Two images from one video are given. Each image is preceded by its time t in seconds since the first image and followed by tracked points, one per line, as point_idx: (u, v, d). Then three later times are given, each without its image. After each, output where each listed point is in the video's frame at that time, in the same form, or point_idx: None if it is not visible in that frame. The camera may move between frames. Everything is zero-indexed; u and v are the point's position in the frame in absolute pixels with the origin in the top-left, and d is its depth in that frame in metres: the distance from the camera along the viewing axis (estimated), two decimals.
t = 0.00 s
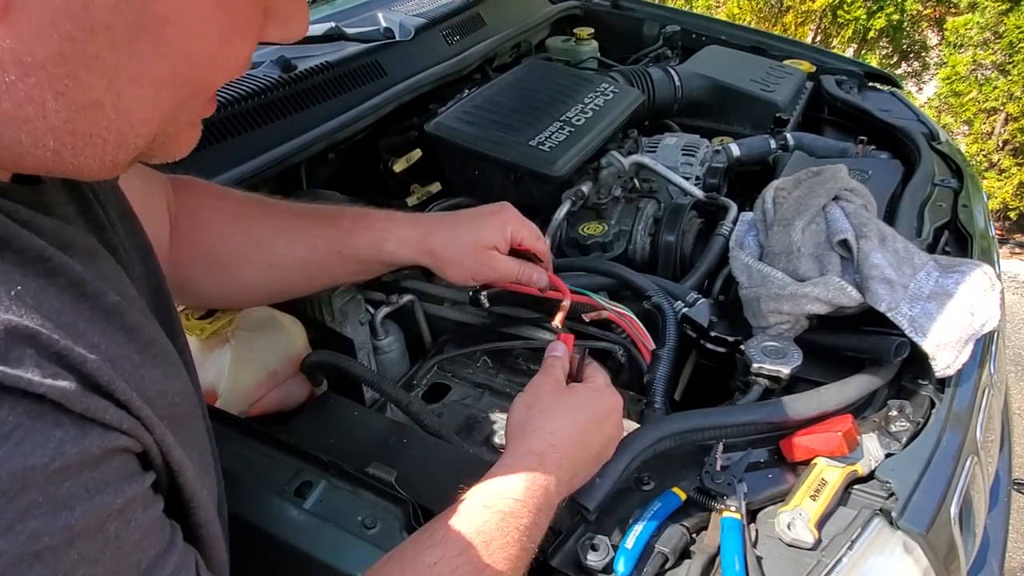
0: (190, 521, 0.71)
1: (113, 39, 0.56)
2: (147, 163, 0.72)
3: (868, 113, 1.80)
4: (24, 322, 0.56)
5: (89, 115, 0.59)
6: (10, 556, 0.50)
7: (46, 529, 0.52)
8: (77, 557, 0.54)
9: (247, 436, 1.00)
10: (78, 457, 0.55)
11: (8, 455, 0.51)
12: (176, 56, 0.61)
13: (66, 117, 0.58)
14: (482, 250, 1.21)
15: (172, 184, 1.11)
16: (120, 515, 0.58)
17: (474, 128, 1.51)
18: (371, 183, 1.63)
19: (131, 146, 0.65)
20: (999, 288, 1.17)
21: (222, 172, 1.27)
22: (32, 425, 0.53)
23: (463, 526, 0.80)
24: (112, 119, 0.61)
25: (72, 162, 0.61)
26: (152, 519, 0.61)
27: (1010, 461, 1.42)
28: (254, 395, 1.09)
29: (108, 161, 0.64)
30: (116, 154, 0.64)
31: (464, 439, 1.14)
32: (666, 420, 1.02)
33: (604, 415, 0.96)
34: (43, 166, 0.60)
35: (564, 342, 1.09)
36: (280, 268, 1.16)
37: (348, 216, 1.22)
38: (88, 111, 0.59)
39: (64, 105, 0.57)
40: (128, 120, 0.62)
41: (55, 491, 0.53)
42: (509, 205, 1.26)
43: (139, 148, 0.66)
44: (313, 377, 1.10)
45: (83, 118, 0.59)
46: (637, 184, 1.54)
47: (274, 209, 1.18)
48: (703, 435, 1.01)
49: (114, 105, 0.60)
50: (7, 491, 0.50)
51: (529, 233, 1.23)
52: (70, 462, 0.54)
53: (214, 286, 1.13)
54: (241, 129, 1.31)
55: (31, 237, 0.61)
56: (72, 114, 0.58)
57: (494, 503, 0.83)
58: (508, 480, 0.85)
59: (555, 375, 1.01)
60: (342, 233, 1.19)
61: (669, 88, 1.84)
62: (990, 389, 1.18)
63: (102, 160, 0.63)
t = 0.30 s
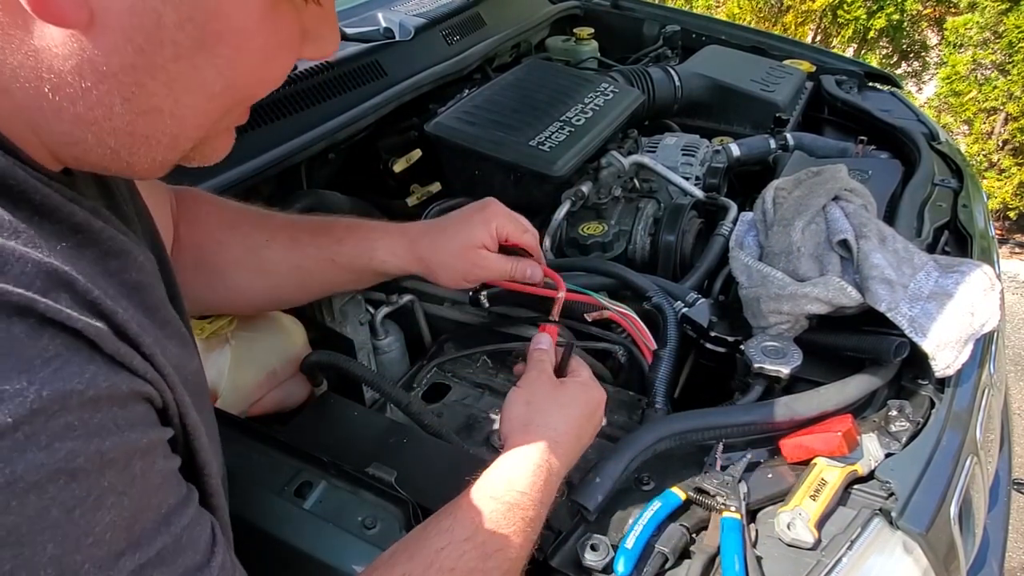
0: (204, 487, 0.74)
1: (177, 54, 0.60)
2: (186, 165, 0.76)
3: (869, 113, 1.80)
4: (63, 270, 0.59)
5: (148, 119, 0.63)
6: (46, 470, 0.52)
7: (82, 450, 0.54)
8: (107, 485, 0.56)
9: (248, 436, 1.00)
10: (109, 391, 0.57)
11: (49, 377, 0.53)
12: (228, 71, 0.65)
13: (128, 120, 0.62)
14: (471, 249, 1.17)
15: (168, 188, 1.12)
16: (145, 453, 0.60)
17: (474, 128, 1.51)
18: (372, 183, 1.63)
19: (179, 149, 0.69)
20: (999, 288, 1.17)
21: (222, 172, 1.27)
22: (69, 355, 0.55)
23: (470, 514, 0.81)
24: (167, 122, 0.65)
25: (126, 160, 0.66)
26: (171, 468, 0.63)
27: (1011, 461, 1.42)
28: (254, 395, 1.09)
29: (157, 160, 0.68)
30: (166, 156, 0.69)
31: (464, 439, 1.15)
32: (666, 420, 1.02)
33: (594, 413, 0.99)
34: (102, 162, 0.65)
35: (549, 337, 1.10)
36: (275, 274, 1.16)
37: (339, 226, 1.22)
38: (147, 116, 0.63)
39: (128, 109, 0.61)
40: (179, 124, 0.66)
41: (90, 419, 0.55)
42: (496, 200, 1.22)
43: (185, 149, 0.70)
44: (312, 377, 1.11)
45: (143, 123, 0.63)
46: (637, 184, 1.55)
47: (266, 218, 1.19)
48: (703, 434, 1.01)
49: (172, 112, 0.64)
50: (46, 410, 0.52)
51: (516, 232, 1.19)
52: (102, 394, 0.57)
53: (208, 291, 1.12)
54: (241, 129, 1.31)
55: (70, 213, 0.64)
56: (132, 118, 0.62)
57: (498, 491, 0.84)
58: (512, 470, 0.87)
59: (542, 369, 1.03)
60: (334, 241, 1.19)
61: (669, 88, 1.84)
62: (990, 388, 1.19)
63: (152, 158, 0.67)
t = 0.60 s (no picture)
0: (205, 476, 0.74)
1: (193, 46, 0.60)
2: (201, 160, 0.75)
3: (869, 113, 1.80)
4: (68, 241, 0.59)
5: (164, 110, 0.63)
6: (56, 424, 0.52)
7: (90, 406, 0.54)
8: (115, 443, 0.56)
9: (248, 437, 1.00)
10: (115, 352, 0.58)
11: (56, 334, 0.54)
12: (244, 63, 0.65)
13: (144, 109, 0.62)
14: (469, 248, 1.18)
15: (167, 188, 1.11)
16: (150, 418, 0.60)
17: (474, 127, 1.51)
18: (372, 183, 1.63)
19: (193, 141, 0.69)
20: (999, 287, 1.17)
21: (221, 172, 1.27)
22: (75, 316, 0.56)
23: (474, 500, 0.82)
24: (183, 114, 0.65)
25: (140, 152, 0.66)
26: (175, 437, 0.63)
27: (1011, 460, 1.42)
28: (254, 396, 1.09)
29: (171, 152, 0.68)
30: (180, 148, 0.68)
31: (464, 439, 1.15)
32: (667, 420, 1.02)
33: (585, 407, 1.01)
34: (117, 153, 0.65)
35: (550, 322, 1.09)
36: (275, 274, 1.16)
37: (338, 226, 1.22)
38: (164, 107, 0.63)
39: (145, 100, 0.61)
40: (194, 115, 0.66)
41: (97, 377, 0.55)
42: (494, 200, 1.22)
43: (200, 142, 0.70)
44: (312, 378, 1.11)
45: (159, 114, 0.63)
46: (637, 184, 1.55)
47: (264, 219, 1.19)
48: (703, 435, 1.01)
49: (187, 103, 0.64)
50: (54, 365, 0.52)
51: (514, 231, 1.20)
52: (108, 355, 0.57)
53: (208, 292, 1.12)
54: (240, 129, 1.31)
55: (76, 197, 0.63)
56: (149, 109, 0.62)
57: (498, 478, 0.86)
58: (511, 459, 0.89)
59: (542, 358, 1.03)
60: (333, 241, 1.19)
61: (669, 88, 1.84)
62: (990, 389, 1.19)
63: (167, 150, 0.67)
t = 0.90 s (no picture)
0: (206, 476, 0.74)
1: (178, 35, 0.60)
2: (191, 158, 0.75)
3: (868, 113, 1.80)
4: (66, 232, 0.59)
5: (151, 102, 0.63)
6: (59, 417, 0.52)
7: (94, 399, 0.54)
8: (118, 436, 0.56)
9: (248, 437, 1.00)
10: (118, 343, 0.58)
11: (60, 325, 0.54)
12: (230, 54, 0.65)
13: (131, 102, 0.62)
14: (465, 251, 1.18)
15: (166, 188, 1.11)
16: (152, 411, 0.60)
17: (474, 127, 1.51)
18: (372, 183, 1.63)
19: (181, 137, 0.69)
20: (999, 287, 1.17)
21: (221, 172, 1.27)
22: (79, 306, 0.56)
23: (476, 498, 0.83)
24: (170, 107, 0.65)
25: (128, 146, 0.66)
26: (175, 431, 0.63)
27: (1011, 461, 1.42)
28: (254, 396, 1.09)
29: (159, 149, 0.68)
30: (169, 144, 0.68)
31: (464, 439, 1.15)
32: (666, 420, 1.02)
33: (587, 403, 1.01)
34: (105, 147, 0.65)
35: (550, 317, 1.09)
36: (274, 272, 1.16)
37: (336, 226, 1.22)
38: (150, 99, 0.63)
39: (131, 91, 0.61)
40: (182, 108, 0.66)
41: (101, 370, 0.56)
42: (492, 205, 1.22)
43: (189, 137, 0.70)
44: (312, 378, 1.11)
45: (145, 106, 0.63)
46: (637, 184, 1.55)
47: (263, 218, 1.19)
48: (703, 435, 1.01)
49: (174, 95, 0.64)
50: (57, 357, 0.53)
51: (509, 235, 1.19)
52: (111, 347, 0.57)
53: (207, 291, 1.12)
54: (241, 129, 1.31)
55: (77, 192, 0.64)
56: (135, 101, 0.62)
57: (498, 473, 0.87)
58: (515, 453, 0.89)
59: (545, 354, 1.03)
60: (333, 241, 1.19)
61: (669, 88, 1.84)
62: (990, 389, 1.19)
63: (155, 145, 0.67)
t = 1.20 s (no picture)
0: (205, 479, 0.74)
1: (171, 43, 0.60)
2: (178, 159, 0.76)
3: (868, 113, 1.80)
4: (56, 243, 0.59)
5: (142, 109, 0.63)
6: (60, 424, 0.52)
7: (92, 405, 0.54)
8: (118, 438, 0.56)
9: (248, 437, 1.00)
10: (110, 350, 0.58)
11: (53, 335, 0.54)
12: (222, 63, 0.65)
13: (123, 109, 0.62)
14: (461, 250, 1.18)
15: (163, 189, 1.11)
16: (147, 411, 0.60)
17: (474, 127, 1.50)
18: (372, 183, 1.63)
19: (171, 141, 0.69)
20: (999, 287, 1.17)
21: (221, 173, 1.27)
22: (71, 317, 0.56)
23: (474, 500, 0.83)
24: (162, 112, 0.65)
25: (119, 153, 0.66)
26: (171, 426, 0.63)
27: (1011, 460, 1.42)
28: (254, 396, 1.09)
29: (150, 153, 0.68)
30: (159, 147, 0.68)
31: (464, 439, 1.14)
32: (666, 420, 1.02)
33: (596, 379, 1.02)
34: (96, 155, 0.65)
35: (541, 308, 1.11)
36: (274, 273, 1.16)
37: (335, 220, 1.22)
38: (142, 106, 0.63)
39: (123, 99, 0.61)
40: (173, 112, 0.66)
41: (96, 376, 0.56)
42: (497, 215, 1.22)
43: (178, 140, 0.70)
44: (312, 378, 1.11)
45: (137, 113, 0.63)
46: (637, 184, 1.55)
47: (261, 212, 1.19)
48: (703, 435, 1.01)
49: (165, 101, 0.64)
50: (54, 366, 0.52)
51: (508, 246, 1.18)
52: (104, 352, 0.57)
53: (209, 289, 1.13)
54: (241, 129, 1.31)
55: (70, 204, 0.63)
56: (127, 108, 0.62)
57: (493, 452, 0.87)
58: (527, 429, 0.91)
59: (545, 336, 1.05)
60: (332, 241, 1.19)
61: (669, 88, 1.84)
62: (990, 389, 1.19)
63: (145, 150, 0.67)
